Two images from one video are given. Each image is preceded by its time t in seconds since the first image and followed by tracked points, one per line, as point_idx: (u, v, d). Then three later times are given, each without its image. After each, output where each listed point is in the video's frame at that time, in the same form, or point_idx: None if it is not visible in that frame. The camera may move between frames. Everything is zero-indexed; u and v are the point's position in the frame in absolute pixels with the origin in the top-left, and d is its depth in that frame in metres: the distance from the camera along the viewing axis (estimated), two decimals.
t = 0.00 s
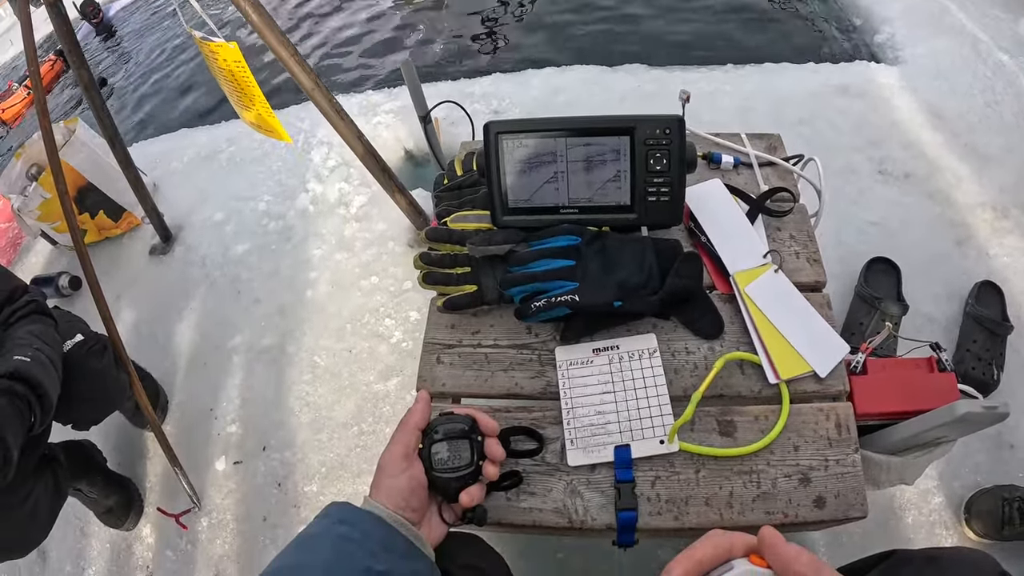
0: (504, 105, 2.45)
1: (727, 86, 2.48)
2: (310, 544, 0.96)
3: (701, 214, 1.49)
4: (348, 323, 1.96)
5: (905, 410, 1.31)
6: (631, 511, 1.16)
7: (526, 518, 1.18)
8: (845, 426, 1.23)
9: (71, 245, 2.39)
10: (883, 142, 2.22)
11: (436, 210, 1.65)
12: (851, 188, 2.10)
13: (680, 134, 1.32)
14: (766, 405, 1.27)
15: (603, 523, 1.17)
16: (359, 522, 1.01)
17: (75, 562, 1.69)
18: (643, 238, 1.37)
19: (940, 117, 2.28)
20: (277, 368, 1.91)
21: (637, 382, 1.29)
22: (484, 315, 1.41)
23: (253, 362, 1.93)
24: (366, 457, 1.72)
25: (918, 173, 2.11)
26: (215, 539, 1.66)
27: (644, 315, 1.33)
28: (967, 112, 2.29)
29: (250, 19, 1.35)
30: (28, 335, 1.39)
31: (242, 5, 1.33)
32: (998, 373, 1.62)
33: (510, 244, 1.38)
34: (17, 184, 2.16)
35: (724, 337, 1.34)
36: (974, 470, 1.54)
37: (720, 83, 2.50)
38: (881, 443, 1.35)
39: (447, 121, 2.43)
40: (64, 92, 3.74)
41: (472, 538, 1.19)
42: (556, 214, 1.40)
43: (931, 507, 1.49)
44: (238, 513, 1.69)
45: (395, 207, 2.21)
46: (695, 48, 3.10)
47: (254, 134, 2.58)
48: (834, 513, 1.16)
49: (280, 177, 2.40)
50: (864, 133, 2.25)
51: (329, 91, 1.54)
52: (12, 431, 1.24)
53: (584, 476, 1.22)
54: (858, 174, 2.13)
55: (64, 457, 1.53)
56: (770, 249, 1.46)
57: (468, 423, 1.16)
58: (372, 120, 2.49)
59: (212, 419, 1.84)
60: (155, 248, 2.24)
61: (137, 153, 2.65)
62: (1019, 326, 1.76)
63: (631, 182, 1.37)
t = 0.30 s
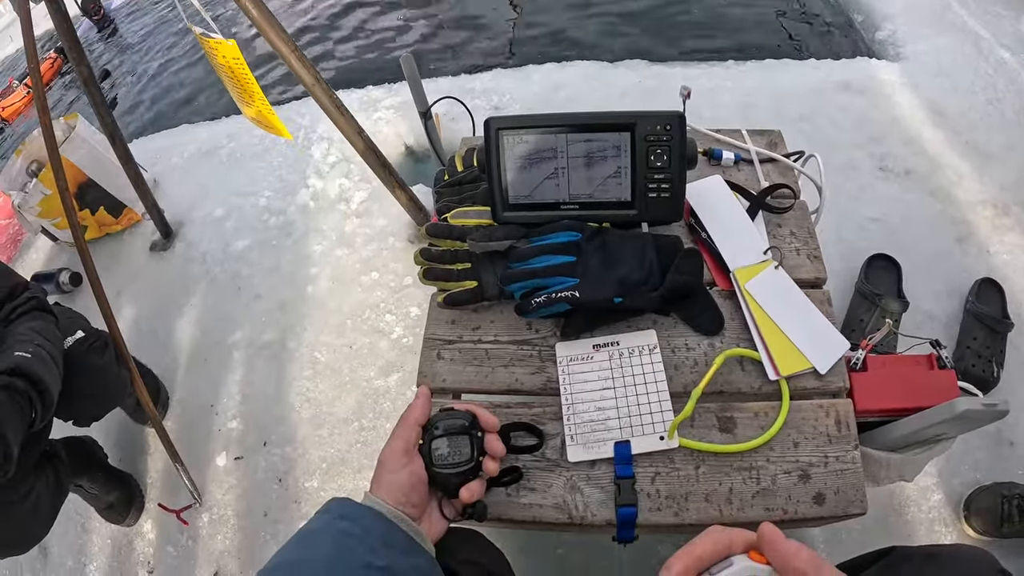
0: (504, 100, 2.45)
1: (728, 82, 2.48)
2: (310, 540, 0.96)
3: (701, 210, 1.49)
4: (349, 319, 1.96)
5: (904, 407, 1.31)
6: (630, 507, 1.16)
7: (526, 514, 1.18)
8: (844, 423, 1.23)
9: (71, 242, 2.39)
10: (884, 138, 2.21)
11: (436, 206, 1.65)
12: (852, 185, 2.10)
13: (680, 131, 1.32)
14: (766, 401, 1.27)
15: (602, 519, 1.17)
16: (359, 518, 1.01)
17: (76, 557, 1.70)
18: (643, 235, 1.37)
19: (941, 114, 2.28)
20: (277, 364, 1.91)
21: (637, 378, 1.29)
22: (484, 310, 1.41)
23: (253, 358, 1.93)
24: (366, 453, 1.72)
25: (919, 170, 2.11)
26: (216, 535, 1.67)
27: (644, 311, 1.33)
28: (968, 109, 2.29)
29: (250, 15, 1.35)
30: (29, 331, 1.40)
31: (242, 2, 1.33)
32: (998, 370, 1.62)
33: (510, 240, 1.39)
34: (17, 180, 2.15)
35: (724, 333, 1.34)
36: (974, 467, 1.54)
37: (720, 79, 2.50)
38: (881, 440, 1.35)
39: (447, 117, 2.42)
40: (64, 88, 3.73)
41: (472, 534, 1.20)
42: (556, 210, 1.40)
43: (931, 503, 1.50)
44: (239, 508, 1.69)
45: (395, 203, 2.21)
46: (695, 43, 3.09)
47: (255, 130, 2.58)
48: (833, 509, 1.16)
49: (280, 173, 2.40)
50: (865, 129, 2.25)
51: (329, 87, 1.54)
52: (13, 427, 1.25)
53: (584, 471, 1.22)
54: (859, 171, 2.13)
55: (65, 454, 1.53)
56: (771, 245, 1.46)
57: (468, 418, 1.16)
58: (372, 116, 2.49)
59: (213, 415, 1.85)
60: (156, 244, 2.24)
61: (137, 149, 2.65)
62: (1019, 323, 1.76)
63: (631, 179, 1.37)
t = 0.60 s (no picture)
0: (504, 99, 2.45)
1: (729, 81, 2.48)
2: (310, 538, 0.96)
3: (701, 208, 1.49)
4: (349, 317, 1.96)
5: (904, 406, 1.32)
6: (630, 505, 1.16)
7: (526, 511, 1.18)
8: (844, 421, 1.23)
9: (71, 240, 2.39)
10: (884, 137, 2.21)
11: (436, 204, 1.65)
12: (852, 183, 2.10)
13: (680, 129, 1.31)
14: (766, 400, 1.27)
15: (602, 517, 1.17)
16: (359, 516, 1.01)
17: (76, 556, 1.70)
18: (643, 233, 1.36)
19: (941, 112, 2.28)
20: (278, 362, 1.91)
21: (636, 376, 1.29)
22: (484, 309, 1.42)
23: (253, 356, 1.93)
24: (366, 452, 1.72)
25: (919, 168, 2.11)
26: (216, 533, 1.67)
27: (644, 310, 1.33)
28: (968, 107, 2.28)
29: (250, 13, 1.35)
30: (30, 329, 1.40)
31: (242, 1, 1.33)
32: (998, 369, 1.62)
33: (511, 238, 1.39)
34: (17, 178, 2.16)
35: (724, 331, 1.34)
36: (973, 466, 1.54)
37: (721, 78, 2.50)
38: (881, 438, 1.35)
39: (447, 115, 2.42)
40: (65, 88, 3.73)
41: (472, 531, 1.20)
42: (556, 209, 1.40)
43: (930, 502, 1.50)
44: (239, 507, 1.69)
45: (396, 202, 2.21)
46: (695, 42, 3.09)
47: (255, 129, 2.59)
48: (833, 508, 1.16)
49: (280, 171, 2.40)
50: (865, 127, 2.25)
51: (329, 85, 1.54)
52: (15, 423, 1.25)
53: (583, 469, 1.22)
54: (859, 169, 2.13)
55: (66, 452, 1.53)
56: (771, 243, 1.46)
57: (468, 416, 1.17)
58: (372, 114, 2.49)
59: (213, 413, 1.85)
60: (156, 243, 2.24)
61: (138, 148, 2.65)
62: (1019, 322, 1.76)
63: (631, 177, 1.36)
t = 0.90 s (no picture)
0: (504, 99, 2.45)
1: (729, 80, 2.48)
2: (310, 538, 0.96)
3: (701, 208, 1.49)
4: (349, 317, 1.96)
5: (903, 406, 1.32)
6: (630, 505, 1.16)
7: (526, 511, 1.18)
8: (844, 421, 1.23)
9: (71, 240, 2.39)
10: (884, 137, 2.22)
11: (436, 204, 1.65)
12: (852, 183, 2.10)
13: (680, 129, 1.31)
14: (766, 399, 1.27)
15: (602, 517, 1.17)
16: (359, 516, 1.01)
17: (76, 556, 1.70)
18: (643, 233, 1.37)
19: (941, 112, 2.28)
20: (278, 362, 1.91)
21: (636, 377, 1.29)
22: (484, 309, 1.42)
23: (253, 356, 1.94)
24: (366, 452, 1.72)
25: (919, 168, 2.11)
26: (216, 533, 1.67)
27: (644, 309, 1.33)
28: (968, 107, 2.28)
29: (249, 13, 1.35)
30: (32, 327, 1.40)
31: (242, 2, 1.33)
32: (998, 369, 1.62)
33: (511, 238, 1.39)
34: (17, 178, 2.17)
35: (724, 331, 1.34)
36: (973, 466, 1.54)
37: (720, 78, 2.50)
38: (880, 438, 1.35)
39: (447, 115, 2.43)
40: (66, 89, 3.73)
41: (472, 531, 1.20)
42: (556, 209, 1.40)
43: (930, 502, 1.50)
44: (239, 507, 1.69)
45: (396, 202, 2.21)
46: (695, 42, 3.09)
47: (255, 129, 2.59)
48: (833, 508, 1.16)
49: (280, 171, 2.40)
50: (865, 127, 2.25)
51: (329, 85, 1.54)
52: (17, 421, 1.25)
53: (583, 469, 1.22)
54: (859, 169, 2.13)
55: (66, 452, 1.53)
56: (770, 243, 1.46)
57: (468, 416, 1.17)
58: (372, 114, 2.49)
59: (213, 413, 1.85)
60: (156, 243, 2.24)
61: (137, 148, 2.66)
62: (1019, 322, 1.76)
63: (631, 177, 1.36)
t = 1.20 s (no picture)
0: (504, 99, 2.45)
1: (729, 81, 2.48)
2: (310, 539, 0.96)
3: (701, 209, 1.49)
4: (349, 318, 1.96)
5: (903, 407, 1.32)
6: (630, 506, 1.16)
7: (526, 512, 1.18)
8: (844, 421, 1.23)
9: (71, 241, 2.39)
10: (884, 137, 2.22)
11: (437, 205, 1.65)
12: (852, 183, 2.10)
13: (680, 129, 1.31)
14: (766, 400, 1.27)
15: (602, 517, 1.17)
16: (359, 516, 1.01)
17: (76, 556, 1.70)
18: (643, 233, 1.37)
19: (941, 113, 2.28)
20: (278, 363, 1.91)
21: (636, 377, 1.29)
22: (484, 309, 1.42)
23: (253, 357, 1.94)
24: (366, 452, 1.72)
25: (918, 169, 2.11)
26: (216, 533, 1.67)
27: (644, 310, 1.33)
28: (968, 107, 2.28)
29: (249, 13, 1.35)
30: (34, 327, 1.41)
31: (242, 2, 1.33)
32: (998, 369, 1.62)
33: (511, 239, 1.39)
34: (17, 178, 2.17)
35: (724, 332, 1.34)
36: (973, 466, 1.54)
37: (720, 78, 2.50)
38: (881, 439, 1.35)
39: (448, 115, 2.42)
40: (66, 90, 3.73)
41: (472, 532, 1.20)
42: (556, 210, 1.40)
43: (931, 502, 1.50)
44: (239, 507, 1.69)
45: (396, 202, 2.21)
46: (695, 42, 3.09)
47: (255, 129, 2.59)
48: (833, 508, 1.16)
49: (281, 171, 2.40)
50: (865, 128, 2.25)
51: (329, 86, 1.54)
52: (17, 421, 1.25)
53: (583, 470, 1.22)
54: (859, 170, 2.13)
55: (66, 452, 1.53)
56: (770, 243, 1.46)
57: (468, 417, 1.17)
58: (372, 114, 2.49)
59: (213, 413, 1.85)
60: (156, 243, 2.24)
61: (137, 149, 2.66)
62: (1019, 323, 1.76)
63: (631, 178, 1.36)
